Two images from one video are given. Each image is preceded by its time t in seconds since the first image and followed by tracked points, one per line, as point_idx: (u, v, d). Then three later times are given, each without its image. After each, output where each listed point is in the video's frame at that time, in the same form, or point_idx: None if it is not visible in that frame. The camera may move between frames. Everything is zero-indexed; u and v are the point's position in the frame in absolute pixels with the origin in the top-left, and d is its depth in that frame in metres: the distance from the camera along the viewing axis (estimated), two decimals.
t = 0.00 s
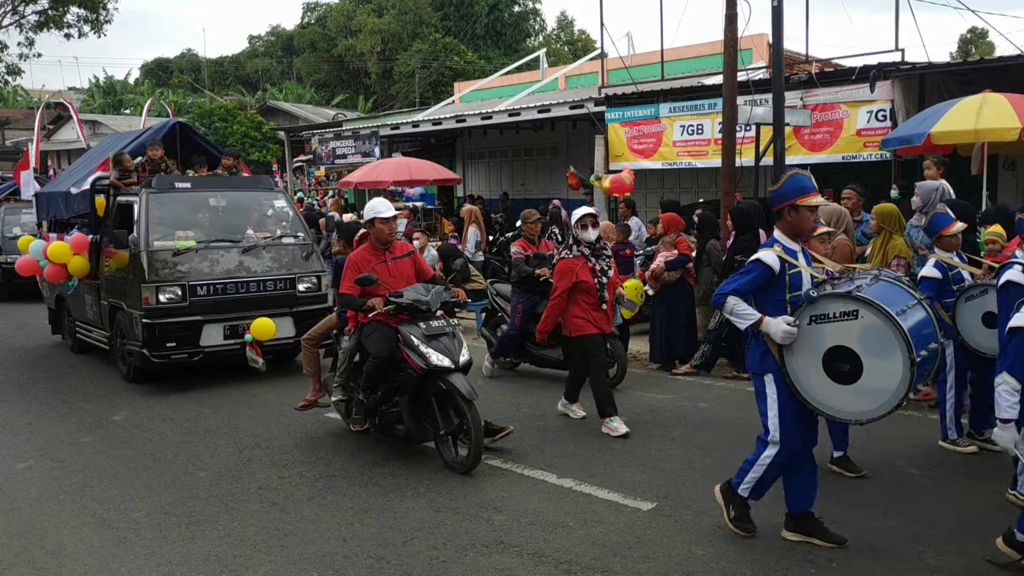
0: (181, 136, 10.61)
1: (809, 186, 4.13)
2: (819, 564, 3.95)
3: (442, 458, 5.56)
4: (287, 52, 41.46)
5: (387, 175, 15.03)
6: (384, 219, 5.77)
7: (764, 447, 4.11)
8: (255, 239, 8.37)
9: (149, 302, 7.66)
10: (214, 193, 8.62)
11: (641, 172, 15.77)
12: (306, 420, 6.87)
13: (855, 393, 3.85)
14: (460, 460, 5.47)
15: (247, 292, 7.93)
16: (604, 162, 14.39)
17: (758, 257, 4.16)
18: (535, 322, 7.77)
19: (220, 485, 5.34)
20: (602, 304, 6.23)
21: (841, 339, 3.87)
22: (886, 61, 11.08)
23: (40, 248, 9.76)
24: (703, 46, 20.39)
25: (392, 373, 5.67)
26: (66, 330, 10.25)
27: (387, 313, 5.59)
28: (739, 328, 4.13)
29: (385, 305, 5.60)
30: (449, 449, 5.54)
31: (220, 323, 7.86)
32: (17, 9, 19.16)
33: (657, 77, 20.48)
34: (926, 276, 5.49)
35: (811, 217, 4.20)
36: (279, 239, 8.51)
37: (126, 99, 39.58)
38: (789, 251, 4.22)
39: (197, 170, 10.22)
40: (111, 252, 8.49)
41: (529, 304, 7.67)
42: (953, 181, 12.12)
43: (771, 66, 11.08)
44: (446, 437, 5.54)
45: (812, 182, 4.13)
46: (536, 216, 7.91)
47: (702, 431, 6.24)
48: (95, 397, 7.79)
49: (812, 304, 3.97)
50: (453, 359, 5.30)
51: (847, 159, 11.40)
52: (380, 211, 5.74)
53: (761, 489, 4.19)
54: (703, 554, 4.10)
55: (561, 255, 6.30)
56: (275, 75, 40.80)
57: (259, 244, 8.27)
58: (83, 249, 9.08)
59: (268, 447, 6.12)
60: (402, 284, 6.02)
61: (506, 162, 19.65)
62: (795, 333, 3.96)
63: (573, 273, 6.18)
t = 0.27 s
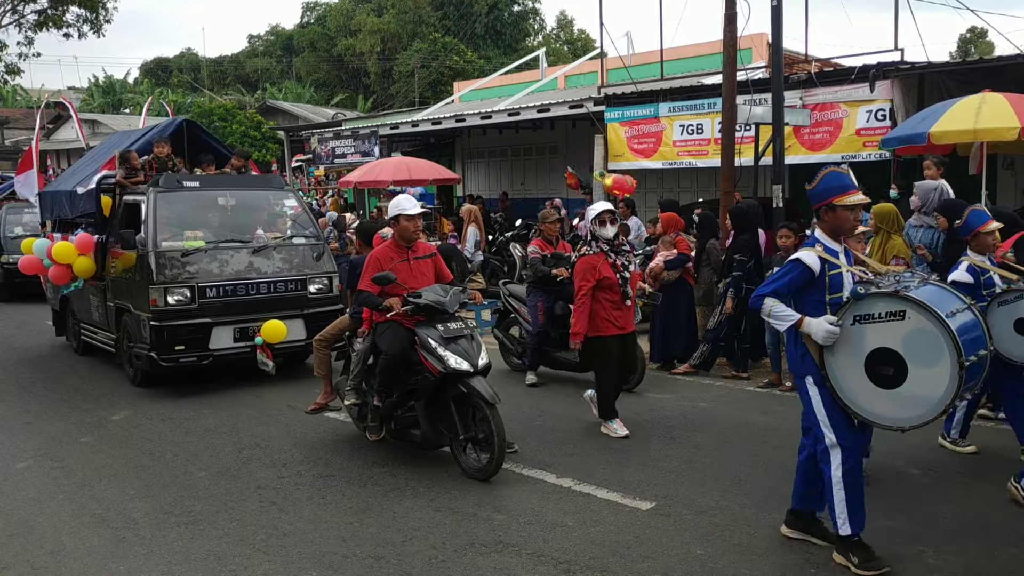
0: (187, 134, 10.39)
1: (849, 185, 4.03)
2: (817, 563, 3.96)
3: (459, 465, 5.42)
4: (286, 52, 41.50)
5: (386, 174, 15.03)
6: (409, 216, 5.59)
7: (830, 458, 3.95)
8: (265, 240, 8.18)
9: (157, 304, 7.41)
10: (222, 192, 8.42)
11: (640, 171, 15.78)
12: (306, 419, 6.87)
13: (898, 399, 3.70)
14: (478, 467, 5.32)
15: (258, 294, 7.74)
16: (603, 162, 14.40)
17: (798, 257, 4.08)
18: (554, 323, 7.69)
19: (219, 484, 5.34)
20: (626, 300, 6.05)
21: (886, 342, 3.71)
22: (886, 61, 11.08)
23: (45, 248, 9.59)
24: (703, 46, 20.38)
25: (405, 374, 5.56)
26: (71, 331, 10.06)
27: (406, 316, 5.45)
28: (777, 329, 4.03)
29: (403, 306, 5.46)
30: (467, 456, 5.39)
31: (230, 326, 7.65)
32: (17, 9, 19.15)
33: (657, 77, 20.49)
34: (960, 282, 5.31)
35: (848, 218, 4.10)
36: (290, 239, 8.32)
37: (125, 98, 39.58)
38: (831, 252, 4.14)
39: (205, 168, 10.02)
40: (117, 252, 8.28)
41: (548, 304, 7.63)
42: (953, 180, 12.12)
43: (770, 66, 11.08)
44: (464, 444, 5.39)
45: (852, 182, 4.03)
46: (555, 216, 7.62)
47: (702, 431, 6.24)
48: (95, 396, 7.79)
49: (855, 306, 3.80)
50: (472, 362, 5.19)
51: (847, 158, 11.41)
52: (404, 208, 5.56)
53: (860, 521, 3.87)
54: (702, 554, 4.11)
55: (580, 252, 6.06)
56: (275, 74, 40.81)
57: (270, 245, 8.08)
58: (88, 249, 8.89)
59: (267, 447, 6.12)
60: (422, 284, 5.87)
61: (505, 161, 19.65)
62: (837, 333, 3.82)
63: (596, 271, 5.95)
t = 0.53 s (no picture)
0: (195, 132, 10.14)
1: (885, 184, 3.88)
2: (816, 563, 3.96)
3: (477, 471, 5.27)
4: (286, 51, 41.46)
5: (386, 174, 15.03)
6: (428, 216, 5.45)
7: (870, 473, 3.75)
8: (276, 240, 7.98)
9: (166, 306, 7.24)
10: (232, 190, 8.21)
11: (640, 171, 15.78)
12: (306, 419, 6.87)
13: (960, 407, 3.42)
14: (498, 473, 5.17)
15: (269, 296, 7.57)
16: (602, 161, 14.40)
17: (840, 265, 3.89)
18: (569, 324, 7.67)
19: (219, 484, 5.35)
20: (641, 303, 6.02)
21: (938, 348, 3.45)
22: (886, 60, 11.08)
23: (50, 249, 9.43)
24: (703, 45, 20.38)
25: (421, 379, 5.41)
26: (77, 333, 9.89)
27: (420, 317, 5.36)
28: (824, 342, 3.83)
29: (419, 307, 5.35)
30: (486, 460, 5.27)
31: (241, 328, 7.49)
32: (17, 8, 19.14)
33: (657, 76, 20.49)
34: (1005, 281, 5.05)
35: (883, 218, 3.94)
36: (301, 239, 8.13)
37: (125, 98, 39.59)
38: (873, 256, 3.96)
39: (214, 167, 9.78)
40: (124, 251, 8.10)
41: (564, 306, 7.65)
42: (953, 180, 12.11)
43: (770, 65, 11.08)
44: (484, 449, 5.25)
45: (887, 180, 3.89)
46: (568, 216, 7.48)
47: (702, 430, 6.24)
48: (95, 396, 7.79)
49: (905, 310, 3.53)
50: (491, 365, 5.04)
51: (846, 158, 11.41)
52: (424, 206, 5.44)
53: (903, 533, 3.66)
54: (701, 554, 4.11)
55: (597, 253, 5.92)
56: (275, 74, 40.81)
57: (281, 245, 7.88)
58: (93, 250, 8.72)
59: (267, 447, 6.12)
60: (439, 286, 5.69)
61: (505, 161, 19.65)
62: (886, 342, 3.57)
63: (617, 271, 5.86)
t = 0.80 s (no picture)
0: (204, 130, 9.92)
1: (935, 181, 3.75)
2: (815, 562, 3.96)
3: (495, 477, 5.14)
4: (286, 51, 41.27)
5: (386, 173, 15.03)
6: (442, 216, 5.25)
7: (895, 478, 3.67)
8: (287, 239, 7.73)
9: (175, 308, 6.97)
10: (242, 189, 7.95)
11: (640, 171, 15.78)
12: (305, 419, 6.87)
13: (1012, 414, 3.33)
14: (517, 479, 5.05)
15: (281, 297, 7.31)
16: (602, 160, 14.39)
17: (886, 263, 3.78)
18: (583, 326, 7.54)
19: (218, 483, 5.35)
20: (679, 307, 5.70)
21: (988, 353, 3.37)
22: (885, 60, 11.08)
23: (54, 249, 9.22)
24: (702, 45, 20.38)
25: (438, 383, 5.26)
26: (82, 335, 9.69)
27: (435, 318, 5.18)
28: (870, 342, 3.73)
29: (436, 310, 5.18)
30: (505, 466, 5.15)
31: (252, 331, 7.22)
32: (16, 7, 19.13)
33: (656, 75, 20.49)
34: None
35: (933, 217, 3.82)
36: (313, 239, 7.88)
37: (125, 98, 39.59)
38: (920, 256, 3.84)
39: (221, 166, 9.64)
40: (131, 252, 7.86)
41: (577, 307, 7.52)
42: (953, 180, 12.12)
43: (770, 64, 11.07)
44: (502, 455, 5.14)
45: (937, 178, 3.76)
46: (580, 215, 7.61)
47: (701, 430, 6.23)
48: (94, 395, 7.79)
49: (954, 315, 3.46)
50: (510, 368, 4.93)
51: (846, 158, 11.41)
52: (436, 207, 5.22)
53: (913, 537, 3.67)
54: (700, 553, 4.11)
55: (631, 256, 5.70)
56: (275, 73, 40.79)
57: (293, 245, 7.63)
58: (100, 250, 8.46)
59: (267, 446, 6.12)
60: (452, 287, 5.55)
61: (504, 161, 19.65)
62: (938, 337, 3.48)
63: (651, 274, 5.61)
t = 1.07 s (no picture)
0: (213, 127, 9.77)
1: (993, 180, 3.59)
2: (814, 561, 3.96)
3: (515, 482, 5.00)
4: (286, 50, 41.11)
5: (385, 172, 15.03)
6: (457, 216, 5.06)
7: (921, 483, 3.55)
8: (300, 239, 7.59)
9: (186, 310, 6.80)
10: (254, 188, 7.82)
11: (640, 170, 15.78)
12: (305, 418, 6.88)
13: None
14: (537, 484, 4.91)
15: (294, 298, 7.13)
16: (602, 160, 14.39)
17: (942, 264, 3.59)
18: (596, 327, 7.42)
19: (218, 482, 5.35)
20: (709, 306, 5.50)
21: None
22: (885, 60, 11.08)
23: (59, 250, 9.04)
24: (702, 44, 20.38)
25: (453, 386, 5.09)
26: (87, 338, 9.52)
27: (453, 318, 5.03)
28: (924, 348, 3.54)
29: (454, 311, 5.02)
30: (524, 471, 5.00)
31: (264, 333, 7.03)
32: (16, 7, 19.13)
33: (656, 75, 20.49)
34: None
35: (992, 216, 3.64)
36: (326, 239, 7.73)
37: (124, 97, 39.59)
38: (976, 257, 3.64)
39: (231, 163, 9.56)
40: (140, 252, 7.71)
41: (589, 308, 7.39)
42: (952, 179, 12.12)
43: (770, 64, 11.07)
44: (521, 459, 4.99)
45: (996, 176, 3.60)
46: (593, 214, 7.62)
47: (700, 430, 6.23)
48: (94, 395, 7.79)
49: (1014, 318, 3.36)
50: (528, 370, 4.76)
51: (845, 157, 11.41)
52: (453, 208, 5.03)
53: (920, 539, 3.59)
54: (700, 553, 4.11)
55: (656, 252, 5.51)
56: (275, 73, 40.78)
57: (305, 245, 7.48)
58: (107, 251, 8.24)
59: (266, 445, 6.12)
60: (468, 288, 5.41)
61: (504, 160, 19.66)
62: (995, 343, 3.34)
63: (676, 274, 5.42)
